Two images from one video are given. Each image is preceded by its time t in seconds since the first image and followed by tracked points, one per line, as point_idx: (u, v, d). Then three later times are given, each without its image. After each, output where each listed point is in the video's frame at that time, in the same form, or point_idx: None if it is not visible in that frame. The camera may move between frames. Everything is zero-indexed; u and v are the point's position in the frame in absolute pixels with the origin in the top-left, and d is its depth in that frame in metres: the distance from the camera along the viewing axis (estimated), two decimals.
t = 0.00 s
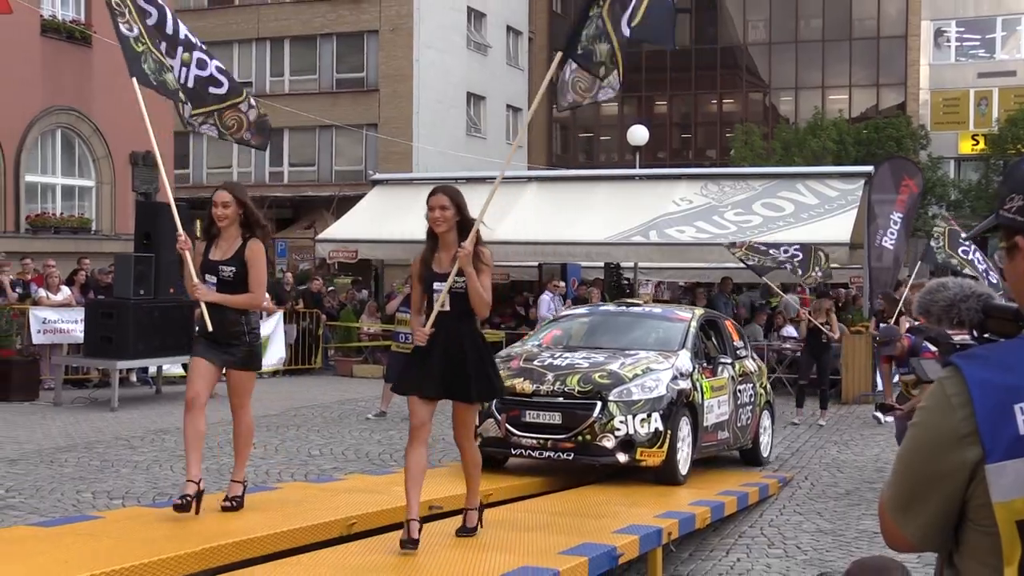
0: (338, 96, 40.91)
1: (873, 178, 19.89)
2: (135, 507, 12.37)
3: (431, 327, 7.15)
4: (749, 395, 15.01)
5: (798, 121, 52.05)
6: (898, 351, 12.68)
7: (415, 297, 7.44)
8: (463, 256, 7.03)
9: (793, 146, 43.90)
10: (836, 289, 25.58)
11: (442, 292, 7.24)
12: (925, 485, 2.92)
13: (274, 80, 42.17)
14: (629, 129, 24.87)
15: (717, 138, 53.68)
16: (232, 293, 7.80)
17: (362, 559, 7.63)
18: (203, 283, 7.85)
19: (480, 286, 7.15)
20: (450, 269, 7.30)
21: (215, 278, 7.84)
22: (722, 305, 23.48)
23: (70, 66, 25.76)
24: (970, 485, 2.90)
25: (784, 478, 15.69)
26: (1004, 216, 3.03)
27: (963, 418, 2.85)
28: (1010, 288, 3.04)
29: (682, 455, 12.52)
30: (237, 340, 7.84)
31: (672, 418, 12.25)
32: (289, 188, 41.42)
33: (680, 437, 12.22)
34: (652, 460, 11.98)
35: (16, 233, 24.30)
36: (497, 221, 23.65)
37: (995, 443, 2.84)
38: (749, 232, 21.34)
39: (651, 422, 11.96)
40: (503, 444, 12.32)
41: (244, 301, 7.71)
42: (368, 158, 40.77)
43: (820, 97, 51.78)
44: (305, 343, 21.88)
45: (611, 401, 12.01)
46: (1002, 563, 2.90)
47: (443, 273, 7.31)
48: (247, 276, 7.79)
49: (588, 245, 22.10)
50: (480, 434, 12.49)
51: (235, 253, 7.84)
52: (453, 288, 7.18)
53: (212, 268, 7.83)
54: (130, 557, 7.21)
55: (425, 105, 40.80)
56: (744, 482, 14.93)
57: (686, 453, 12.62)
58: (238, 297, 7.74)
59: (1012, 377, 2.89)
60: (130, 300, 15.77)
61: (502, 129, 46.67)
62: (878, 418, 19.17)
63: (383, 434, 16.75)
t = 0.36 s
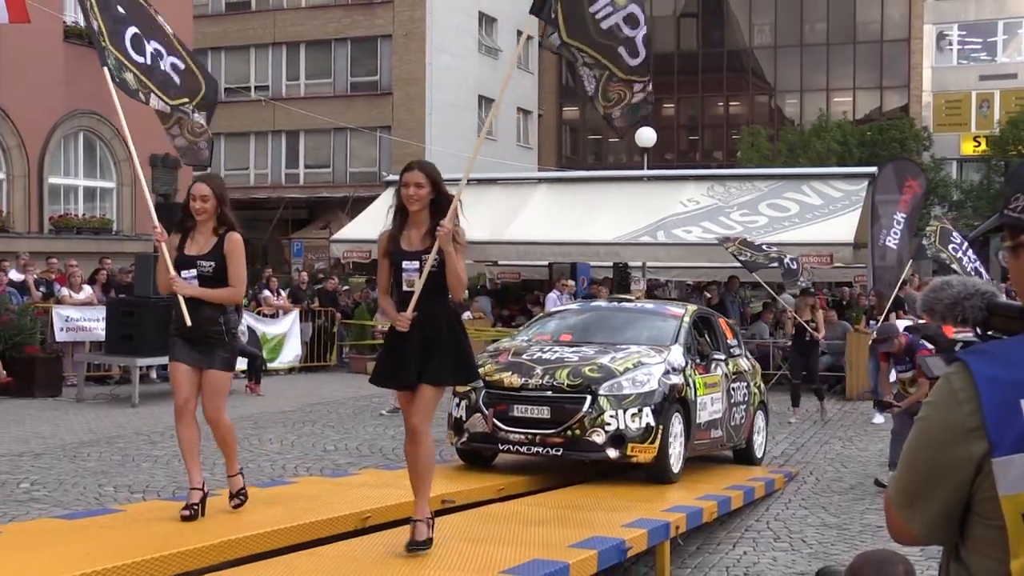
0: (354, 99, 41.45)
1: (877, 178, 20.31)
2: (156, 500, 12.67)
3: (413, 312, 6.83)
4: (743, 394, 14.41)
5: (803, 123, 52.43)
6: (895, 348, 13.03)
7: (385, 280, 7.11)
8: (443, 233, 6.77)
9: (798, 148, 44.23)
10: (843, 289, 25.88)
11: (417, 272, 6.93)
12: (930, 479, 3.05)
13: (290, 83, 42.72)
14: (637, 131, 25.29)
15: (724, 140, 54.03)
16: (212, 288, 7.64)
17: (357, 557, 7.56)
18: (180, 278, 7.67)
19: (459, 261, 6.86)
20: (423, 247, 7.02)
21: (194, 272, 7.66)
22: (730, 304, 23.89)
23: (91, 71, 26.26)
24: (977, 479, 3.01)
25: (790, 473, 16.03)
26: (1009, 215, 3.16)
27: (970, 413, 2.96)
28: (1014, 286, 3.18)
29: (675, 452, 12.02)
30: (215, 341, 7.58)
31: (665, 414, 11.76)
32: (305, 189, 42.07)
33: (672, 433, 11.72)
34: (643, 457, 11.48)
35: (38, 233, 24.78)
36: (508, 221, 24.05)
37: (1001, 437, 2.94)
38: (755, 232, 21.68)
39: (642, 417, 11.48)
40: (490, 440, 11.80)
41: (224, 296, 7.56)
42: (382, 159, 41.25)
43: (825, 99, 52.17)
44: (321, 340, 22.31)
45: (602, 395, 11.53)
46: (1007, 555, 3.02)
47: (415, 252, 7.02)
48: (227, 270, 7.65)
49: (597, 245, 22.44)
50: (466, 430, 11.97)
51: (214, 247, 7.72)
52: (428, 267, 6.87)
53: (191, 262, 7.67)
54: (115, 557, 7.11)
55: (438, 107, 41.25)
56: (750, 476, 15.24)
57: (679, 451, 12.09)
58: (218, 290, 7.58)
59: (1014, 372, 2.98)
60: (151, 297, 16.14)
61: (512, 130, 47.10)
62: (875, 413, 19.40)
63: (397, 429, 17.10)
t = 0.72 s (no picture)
0: (388, 106, 42.09)
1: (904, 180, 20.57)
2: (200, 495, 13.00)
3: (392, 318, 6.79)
4: (758, 393, 14.09)
5: (829, 126, 52.60)
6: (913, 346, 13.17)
7: (371, 282, 7.09)
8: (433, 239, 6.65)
9: (824, 151, 44.31)
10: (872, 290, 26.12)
11: (400, 279, 6.88)
12: (964, 480, 3.62)
13: (325, 90, 43.43)
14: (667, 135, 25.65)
15: (752, 143, 54.28)
16: (212, 290, 7.40)
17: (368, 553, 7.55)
18: (180, 281, 7.46)
19: (445, 271, 6.79)
20: (411, 252, 6.94)
21: (193, 275, 7.44)
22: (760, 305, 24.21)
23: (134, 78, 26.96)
24: (1011, 476, 3.59)
25: (819, 472, 16.24)
26: None
27: (1003, 413, 3.57)
28: None
29: (688, 457, 11.75)
30: (214, 341, 7.36)
31: (678, 417, 11.49)
32: (341, 194, 42.75)
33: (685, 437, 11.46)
34: (655, 462, 11.22)
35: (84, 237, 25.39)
36: (540, 224, 24.40)
37: None
38: (783, 234, 21.90)
39: (654, 421, 11.21)
40: (497, 445, 11.57)
41: (223, 299, 7.32)
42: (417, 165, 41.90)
43: (851, 102, 52.37)
44: (357, 341, 22.77)
45: (611, 398, 11.24)
46: None
47: (401, 256, 6.96)
48: (227, 273, 7.41)
49: (626, 248, 22.73)
50: (473, 435, 11.74)
51: (213, 249, 7.46)
52: (414, 273, 6.81)
53: (190, 264, 7.44)
54: (135, 558, 6.98)
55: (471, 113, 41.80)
56: (780, 475, 15.43)
57: (692, 455, 11.83)
58: (217, 294, 7.35)
59: None
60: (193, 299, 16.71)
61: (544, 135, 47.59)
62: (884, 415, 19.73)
63: (433, 427, 17.45)
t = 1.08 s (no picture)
0: (418, 118, 42.71)
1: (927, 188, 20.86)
2: (237, 496, 13.29)
3: (370, 311, 6.52)
4: (772, 395, 13.47)
5: (852, 134, 52.81)
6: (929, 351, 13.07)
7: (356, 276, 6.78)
8: (412, 232, 6.31)
9: (846, 159, 44.43)
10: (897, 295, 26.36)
11: (383, 271, 6.54)
12: (991, 485, 3.57)
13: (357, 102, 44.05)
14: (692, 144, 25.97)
15: (776, 151, 54.57)
16: (192, 282, 7.07)
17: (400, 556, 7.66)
18: (160, 272, 7.14)
19: (429, 267, 6.42)
20: (395, 247, 6.60)
21: (172, 266, 7.12)
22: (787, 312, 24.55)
23: (172, 90, 27.63)
24: None
25: (844, 475, 16.45)
26: None
27: None
28: None
29: (698, 465, 11.22)
30: (198, 337, 7.06)
31: (687, 423, 10.97)
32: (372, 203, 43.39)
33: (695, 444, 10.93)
34: (664, 471, 10.70)
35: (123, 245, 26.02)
36: (570, 232, 24.78)
37: None
38: (807, 241, 22.14)
39: (663, 428, 10.68)
40: (500, 453, 11.06)
41: (205, 292, 7.00)
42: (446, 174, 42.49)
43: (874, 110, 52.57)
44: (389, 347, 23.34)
45: (618, 404, 10.72)
46: None
47: (387, 251, 6.64)
48: (209, 264, 7.07)
49: (653, 256, 23.03)
50: (475, 442, 11.25)
51: (195, 238, 7.12)
52: (396, 266, 6.48)
53: (170, 255, 7.13)
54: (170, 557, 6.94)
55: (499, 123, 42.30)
56: (805, 478, 15.66)
57: (703, 463, 11.30)
58: (198, 286, 7.02)
59: None
60: (229, 307, 17.22)
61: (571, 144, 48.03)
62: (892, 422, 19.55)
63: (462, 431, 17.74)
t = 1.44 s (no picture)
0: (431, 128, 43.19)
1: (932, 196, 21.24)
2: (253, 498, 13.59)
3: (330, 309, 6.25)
4: (765, 400, 13.62)
5: (857, 143, 53.12)
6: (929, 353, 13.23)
7: (312, 271, 6.58)
8: (371, 219, 6.11)
9: (853, 166, 44.67)
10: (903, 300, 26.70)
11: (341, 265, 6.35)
12: (997, 490, 3.76)
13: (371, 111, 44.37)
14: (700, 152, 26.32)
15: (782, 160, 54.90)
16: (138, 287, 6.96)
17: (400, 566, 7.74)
18: (106, 276, 7.07)
19: (390, 260, 6.20)
20: (353, 237, 6.41)
21: (118, 270, 7.03)
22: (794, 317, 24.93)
23: (192, 99, 28.12)
24: None
25: (851, 477, 16.77)
26: None
27: None
28: None
29: (689, 468, 11.27)
30: (145, 343, 6.94)
31: (677, 425, 11.02)
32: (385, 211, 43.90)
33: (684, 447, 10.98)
34: (653, 474, 10.75)
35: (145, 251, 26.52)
36: (579, 238, 25.13)
37: None
38: (814, 248, 22.44)
39: (651, 430, 10.72)
40: (484, 456, 11.16)
41: (149, 296, 6.88)
42: (459, 181, 42.99)
43: (879, 119, 52.84)
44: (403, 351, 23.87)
45: (605, 405, 10.75)
46: None
47: (343, 243, 6.45)
48: (153, 267, 6.95)
49: (662, 263, 23.33)
50: (459, 444, 11.36)
51: (140, 241, 7.02)
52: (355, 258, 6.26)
53: (115, 260, 7.05)
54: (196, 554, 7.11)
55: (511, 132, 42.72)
56: (812, 479, 16.03)
57: (694, 466, 11.36)
58: (142, 291, 6.91)
59: None
60: (247, 311, 17.63)
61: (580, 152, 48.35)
62: (882, 425, 19.95)
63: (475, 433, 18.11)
